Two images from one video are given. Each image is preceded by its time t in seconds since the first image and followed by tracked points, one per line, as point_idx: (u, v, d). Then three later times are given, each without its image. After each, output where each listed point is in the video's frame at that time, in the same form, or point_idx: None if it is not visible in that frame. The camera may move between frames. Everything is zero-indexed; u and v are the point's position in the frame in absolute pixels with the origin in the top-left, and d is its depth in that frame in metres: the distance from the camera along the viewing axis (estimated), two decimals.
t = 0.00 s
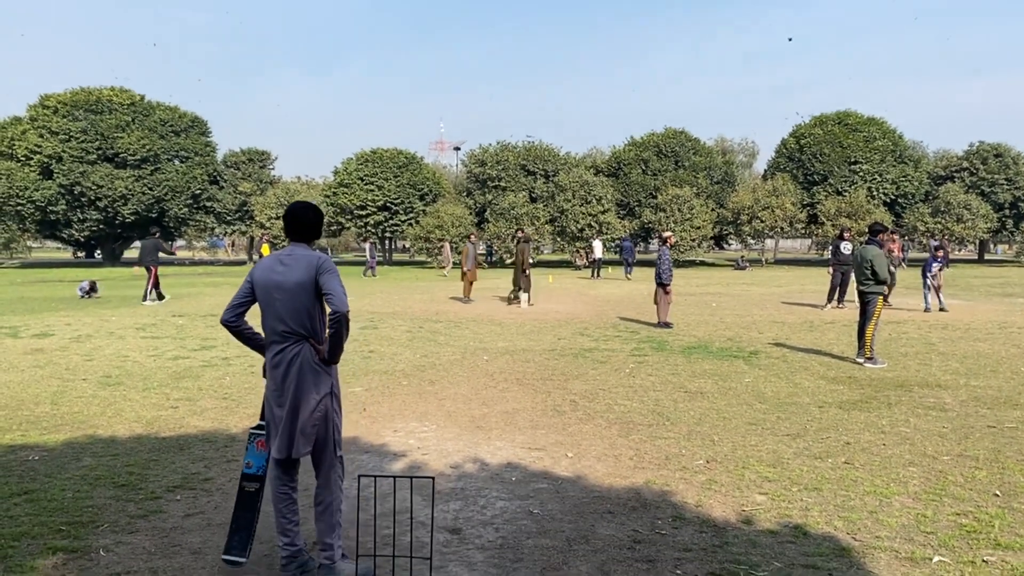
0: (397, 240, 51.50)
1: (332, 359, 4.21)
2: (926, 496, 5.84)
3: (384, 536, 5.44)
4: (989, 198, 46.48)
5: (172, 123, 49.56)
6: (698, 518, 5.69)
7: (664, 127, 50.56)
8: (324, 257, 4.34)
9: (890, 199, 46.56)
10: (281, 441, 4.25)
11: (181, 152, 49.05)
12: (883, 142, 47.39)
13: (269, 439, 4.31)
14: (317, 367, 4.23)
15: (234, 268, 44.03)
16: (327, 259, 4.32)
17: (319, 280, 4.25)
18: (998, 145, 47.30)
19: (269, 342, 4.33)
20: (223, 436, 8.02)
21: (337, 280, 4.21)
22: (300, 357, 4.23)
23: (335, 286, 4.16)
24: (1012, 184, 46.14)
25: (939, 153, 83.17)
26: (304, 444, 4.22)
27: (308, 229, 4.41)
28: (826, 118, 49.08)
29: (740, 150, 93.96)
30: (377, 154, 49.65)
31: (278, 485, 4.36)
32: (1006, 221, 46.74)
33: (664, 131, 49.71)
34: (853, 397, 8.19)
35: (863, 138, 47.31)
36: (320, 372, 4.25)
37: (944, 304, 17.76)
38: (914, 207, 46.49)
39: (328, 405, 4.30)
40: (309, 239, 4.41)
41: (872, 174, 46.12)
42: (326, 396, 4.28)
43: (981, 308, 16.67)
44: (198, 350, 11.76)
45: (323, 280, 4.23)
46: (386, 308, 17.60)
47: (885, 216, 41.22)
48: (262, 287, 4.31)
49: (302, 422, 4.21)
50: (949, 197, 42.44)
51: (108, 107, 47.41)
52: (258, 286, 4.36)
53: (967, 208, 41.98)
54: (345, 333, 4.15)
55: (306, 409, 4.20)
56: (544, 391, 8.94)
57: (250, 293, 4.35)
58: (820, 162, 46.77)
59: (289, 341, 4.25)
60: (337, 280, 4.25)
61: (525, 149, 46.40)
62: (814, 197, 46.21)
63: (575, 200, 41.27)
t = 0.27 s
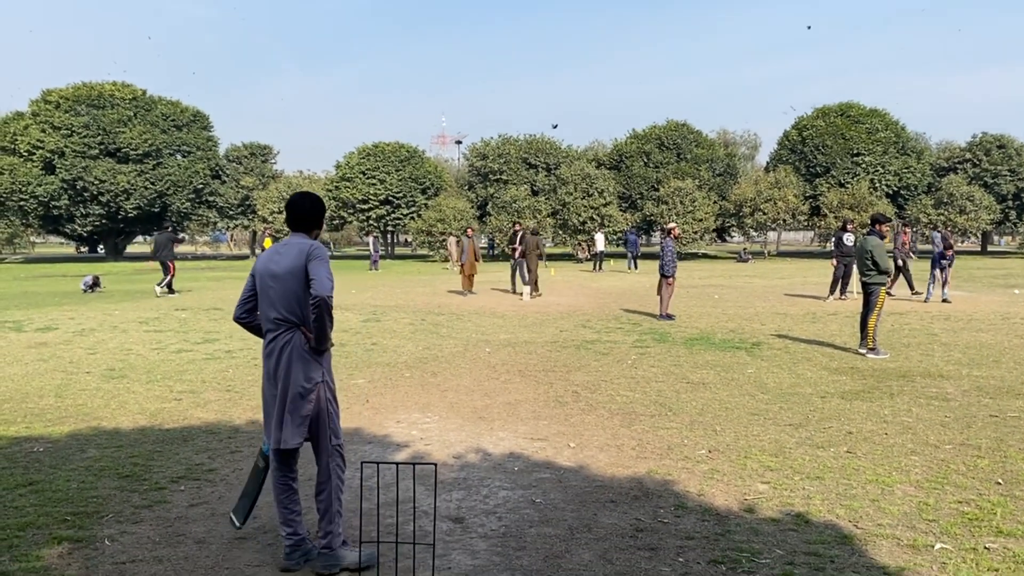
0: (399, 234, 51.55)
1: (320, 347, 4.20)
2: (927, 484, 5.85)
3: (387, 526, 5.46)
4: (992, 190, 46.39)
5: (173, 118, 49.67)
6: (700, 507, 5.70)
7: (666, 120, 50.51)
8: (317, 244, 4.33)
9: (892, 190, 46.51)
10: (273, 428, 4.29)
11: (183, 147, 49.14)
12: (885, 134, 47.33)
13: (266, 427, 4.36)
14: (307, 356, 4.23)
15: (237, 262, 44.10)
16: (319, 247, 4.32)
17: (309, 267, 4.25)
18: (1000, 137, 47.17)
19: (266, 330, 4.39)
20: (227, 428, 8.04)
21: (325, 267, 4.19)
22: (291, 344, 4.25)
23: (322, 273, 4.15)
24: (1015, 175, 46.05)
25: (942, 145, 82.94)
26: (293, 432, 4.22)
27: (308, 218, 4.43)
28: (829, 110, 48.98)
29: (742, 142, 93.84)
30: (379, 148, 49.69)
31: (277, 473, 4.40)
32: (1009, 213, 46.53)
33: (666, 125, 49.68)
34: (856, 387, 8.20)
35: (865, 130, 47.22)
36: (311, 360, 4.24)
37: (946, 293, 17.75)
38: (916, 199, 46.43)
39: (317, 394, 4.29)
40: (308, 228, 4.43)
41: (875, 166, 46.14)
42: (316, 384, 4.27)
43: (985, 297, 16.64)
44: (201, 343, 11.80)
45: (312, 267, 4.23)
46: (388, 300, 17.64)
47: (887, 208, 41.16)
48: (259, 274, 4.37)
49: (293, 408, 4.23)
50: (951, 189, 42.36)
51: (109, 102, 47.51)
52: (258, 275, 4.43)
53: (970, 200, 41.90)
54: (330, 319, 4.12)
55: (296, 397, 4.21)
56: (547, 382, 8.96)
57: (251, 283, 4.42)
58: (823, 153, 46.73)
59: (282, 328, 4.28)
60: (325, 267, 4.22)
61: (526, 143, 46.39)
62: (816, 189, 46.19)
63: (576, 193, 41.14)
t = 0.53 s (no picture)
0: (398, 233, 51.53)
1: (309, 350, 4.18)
2: (926, 483, 5.85)
3: (385, 526, 5.46)
4: (991, 187, 46.39)
5: (172, 118, 49.67)
6: (699, 506, 5.71)
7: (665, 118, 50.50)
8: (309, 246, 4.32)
9: (891, 188, 46.51)
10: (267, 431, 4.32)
11: (182, 147, 49.14)
12: (884, 132, 47.34)
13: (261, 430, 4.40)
14: (298, 359, 4.23)
15: (236, 262, 44.07)
16: (311, 249, 4.29)
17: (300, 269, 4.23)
18: (998, 135, 47.14)
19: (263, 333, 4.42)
20: (226, 429, 8.04)
21: (314, 269, 4.16)
22: (283, 347, 4.26)
23: (309, 275, 4.12)
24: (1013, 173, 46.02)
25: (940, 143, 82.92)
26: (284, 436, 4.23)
27: (304, 220, 4.43)
28: (827, 108, 48.96)
29: (741, 141, 93.87)
30: (377, 148, 49.70)
31: (275, 475, 4.43)
32: (1007, 210, 46.61)
33: (665, 123, 49.67)
34: (854, 386, 8.20)
35: (863, 128, 47.22)
36: (302, 363, 4.23)
37: (945, 292, 17.76)
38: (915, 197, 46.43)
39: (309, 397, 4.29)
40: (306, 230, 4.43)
41: (873, 164, 46.15)
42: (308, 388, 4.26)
43: (982, 296, 16.65)
44: (200, 343, 11.81)
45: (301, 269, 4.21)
46: (387, 300, 17.65)
47: (886, 206, 41.14)
48: (256, 277, 4.41)
49: (283, 411, 4.23)
50: (950, 186, 42.37)
51: (108, 103, 47.52)
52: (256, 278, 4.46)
53: (968, 197, 41.89)
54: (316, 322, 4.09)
55: (287, 401, 4.22)
56: (545, 381, 8.96)
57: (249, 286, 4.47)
58: (821, 152, 46.63)
59: (275, 331, 4.29)
60: (315, 269, 4.19)
61: (525, 142, 46.38)
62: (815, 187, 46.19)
63: (575, 192, 41.12)
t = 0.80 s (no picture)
0: (396, 235, 51.50)
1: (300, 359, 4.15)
2: (924, 484, 5.85)
3: (382, 529, 5.44)
4: (987, 188, 46.48)
5: (169, 120, 49.64)
6: (696, 508, 5.70)
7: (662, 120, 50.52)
8: (301, 251, 4.29)
9: (887, 189, 46.57)
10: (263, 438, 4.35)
11: (179, 150, 49.09)
12: (881, 132, 47.37)
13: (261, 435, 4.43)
14: (291, 367, 4.22)
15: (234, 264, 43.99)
16: (303, 254, 4.24)
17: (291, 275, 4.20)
18: (995, 135, 47.19)
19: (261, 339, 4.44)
20: (222, 431, 8.02)
21: (303, 277, 4.12)
22: (277, 355, 4.26)
23: (298, 283, 4.09)
24: (1010, 173, 46.16)
25: (936, 144, 83.12)
26: (275, 445, 4.23)
27: (301, 221, 4.40)
28: (824, 109, 49.01)
29: (738, 142, 93.93)
30: (375, 150, 49.69)
31: (271, 482, 4.46)
32: (1004, 211, 46.83)
33: (662, 124, 49.71)
34: (852, 387, 8.19)
35: (860, 129, 47.26)
36: (295, 372, 4.22)
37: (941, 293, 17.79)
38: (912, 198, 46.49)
39: (303, 404, 4.28)
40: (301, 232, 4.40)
41: (870, 165, 46.21)
42: (301, 396, 4.25)
43: (980, 297, 16.67)
44: (198, 346, 11.79)
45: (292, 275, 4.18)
46: (384, 302, 17.62)
47: (883, 207, 41.17)
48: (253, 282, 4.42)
49: (277, 420, 4.23)
50: (947, 187, 42.40)
51: (104, 105, 47.46)
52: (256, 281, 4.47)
53: (965, 198, 41.95)
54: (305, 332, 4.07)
55: (280, 409, 4.22)
56: (543, 383, 8.94)
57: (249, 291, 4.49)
58: (818, 153, 46.73)
59: (272, 337, 4.30)
60: (305, 276, 4.16)
61: (523, 143, 46.39)
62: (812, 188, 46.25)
63: (573, 194, 41.16)
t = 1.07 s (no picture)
0: (392, 238, 51.46)
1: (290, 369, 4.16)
2: (921, 484, 5.85)
3: (379, 532, 5.44)
4: (982, 189, 46.67)
5: (164, 124, 49.55)
6: (694, 509, 5.70)
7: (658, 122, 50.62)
8: (294, 257, 4.27)
9: (883, 190, 46.71)
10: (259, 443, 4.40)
11: (174, 153, 49.02)
12: (875, 134, 47.50)
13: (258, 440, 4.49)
14: (283, 377, 4.24)
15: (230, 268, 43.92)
16: (295, 262, 4.23)
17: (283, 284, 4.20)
18: (990, 136, 47.31)
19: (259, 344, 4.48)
20: (219, 435, 8.00)
21: (292, 286, 4.11)
22: (271, 363, 4.30)
23: (286, 293, 4.08)
24: (1005, 174, 46.45)
25: (930, 145, 83.46)
26: (266, 454, 4.27)
27: (298, 226, 4.39)
28: (819, 111, 49.15)
29: (733, 144, 94.14)
30: (370, 153, 49.66)
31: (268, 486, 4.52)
32: (999, 211, 47.19)
33: (657, 127, 49.79)
34: (848, 388, 8.20)
35: (855, 130, 47.41)
36: (288, 381, 4.25)
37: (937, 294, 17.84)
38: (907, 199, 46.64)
39: (295, 413, 4.30)
40: (298, 237, 4.39)
41: (866, 166, 46.36)
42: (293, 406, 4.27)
43: (976, 297, 16.72)
44: (194, 349, 11.76)
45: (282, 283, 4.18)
46: (380, 305, 17.60)
47: (878, 208, 41.27)
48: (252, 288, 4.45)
49: (269, 430, 4.27)
50: (942, 188, 42.53)
51: (100, 109, 47.38)
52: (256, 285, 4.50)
53: (960, 199, 42.09)
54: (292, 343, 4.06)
55: (272, 419, 4.25)
56: (541, 385, 8.94)
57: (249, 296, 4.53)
58: (813, 154, 46.87)
59: (266, 344, 4.32)
60: (294, 285, 4.14)
61: (518, 146, 46.39)
62: (808, 189, 46.37)
63: (569, 196, 41.42)
